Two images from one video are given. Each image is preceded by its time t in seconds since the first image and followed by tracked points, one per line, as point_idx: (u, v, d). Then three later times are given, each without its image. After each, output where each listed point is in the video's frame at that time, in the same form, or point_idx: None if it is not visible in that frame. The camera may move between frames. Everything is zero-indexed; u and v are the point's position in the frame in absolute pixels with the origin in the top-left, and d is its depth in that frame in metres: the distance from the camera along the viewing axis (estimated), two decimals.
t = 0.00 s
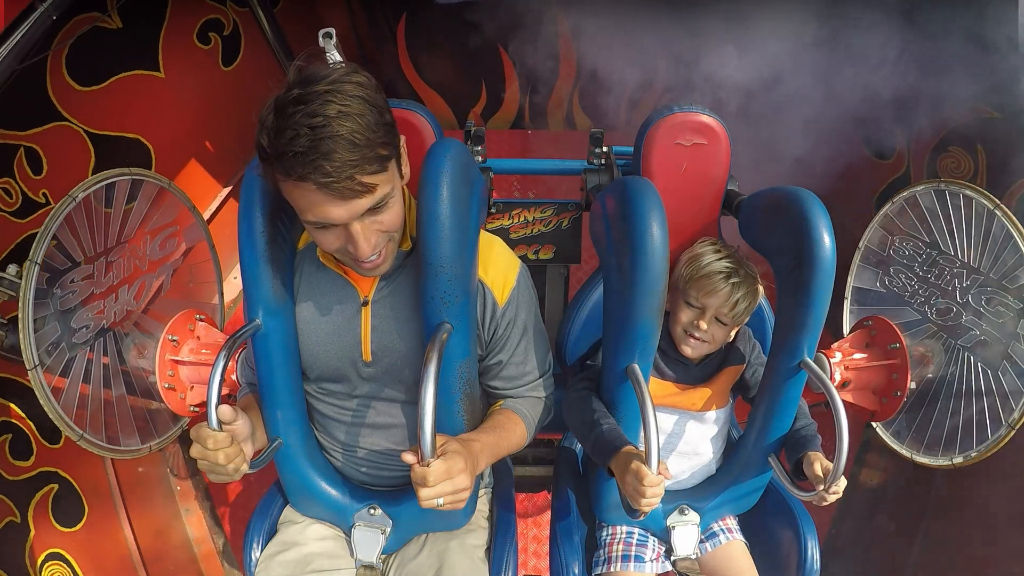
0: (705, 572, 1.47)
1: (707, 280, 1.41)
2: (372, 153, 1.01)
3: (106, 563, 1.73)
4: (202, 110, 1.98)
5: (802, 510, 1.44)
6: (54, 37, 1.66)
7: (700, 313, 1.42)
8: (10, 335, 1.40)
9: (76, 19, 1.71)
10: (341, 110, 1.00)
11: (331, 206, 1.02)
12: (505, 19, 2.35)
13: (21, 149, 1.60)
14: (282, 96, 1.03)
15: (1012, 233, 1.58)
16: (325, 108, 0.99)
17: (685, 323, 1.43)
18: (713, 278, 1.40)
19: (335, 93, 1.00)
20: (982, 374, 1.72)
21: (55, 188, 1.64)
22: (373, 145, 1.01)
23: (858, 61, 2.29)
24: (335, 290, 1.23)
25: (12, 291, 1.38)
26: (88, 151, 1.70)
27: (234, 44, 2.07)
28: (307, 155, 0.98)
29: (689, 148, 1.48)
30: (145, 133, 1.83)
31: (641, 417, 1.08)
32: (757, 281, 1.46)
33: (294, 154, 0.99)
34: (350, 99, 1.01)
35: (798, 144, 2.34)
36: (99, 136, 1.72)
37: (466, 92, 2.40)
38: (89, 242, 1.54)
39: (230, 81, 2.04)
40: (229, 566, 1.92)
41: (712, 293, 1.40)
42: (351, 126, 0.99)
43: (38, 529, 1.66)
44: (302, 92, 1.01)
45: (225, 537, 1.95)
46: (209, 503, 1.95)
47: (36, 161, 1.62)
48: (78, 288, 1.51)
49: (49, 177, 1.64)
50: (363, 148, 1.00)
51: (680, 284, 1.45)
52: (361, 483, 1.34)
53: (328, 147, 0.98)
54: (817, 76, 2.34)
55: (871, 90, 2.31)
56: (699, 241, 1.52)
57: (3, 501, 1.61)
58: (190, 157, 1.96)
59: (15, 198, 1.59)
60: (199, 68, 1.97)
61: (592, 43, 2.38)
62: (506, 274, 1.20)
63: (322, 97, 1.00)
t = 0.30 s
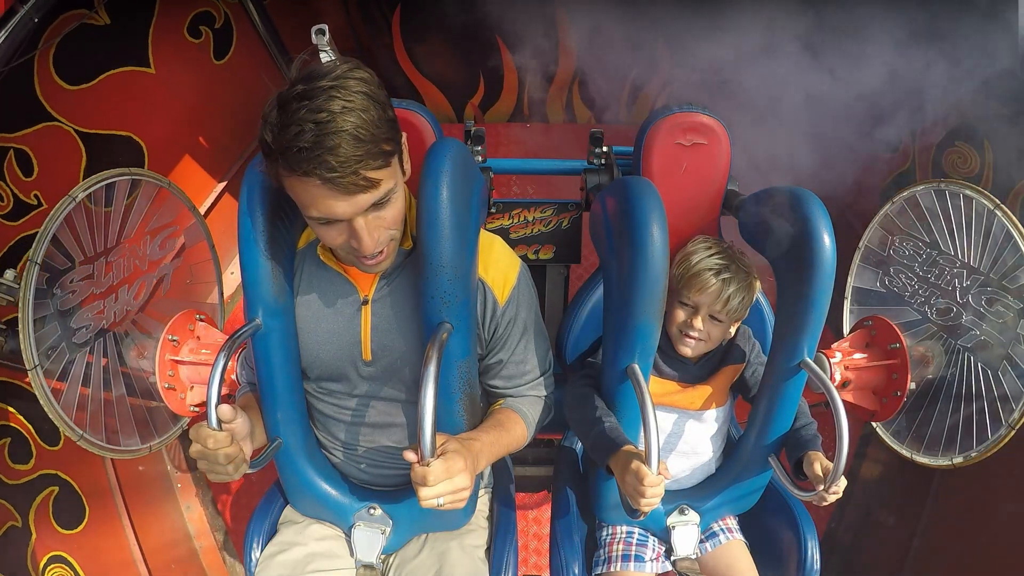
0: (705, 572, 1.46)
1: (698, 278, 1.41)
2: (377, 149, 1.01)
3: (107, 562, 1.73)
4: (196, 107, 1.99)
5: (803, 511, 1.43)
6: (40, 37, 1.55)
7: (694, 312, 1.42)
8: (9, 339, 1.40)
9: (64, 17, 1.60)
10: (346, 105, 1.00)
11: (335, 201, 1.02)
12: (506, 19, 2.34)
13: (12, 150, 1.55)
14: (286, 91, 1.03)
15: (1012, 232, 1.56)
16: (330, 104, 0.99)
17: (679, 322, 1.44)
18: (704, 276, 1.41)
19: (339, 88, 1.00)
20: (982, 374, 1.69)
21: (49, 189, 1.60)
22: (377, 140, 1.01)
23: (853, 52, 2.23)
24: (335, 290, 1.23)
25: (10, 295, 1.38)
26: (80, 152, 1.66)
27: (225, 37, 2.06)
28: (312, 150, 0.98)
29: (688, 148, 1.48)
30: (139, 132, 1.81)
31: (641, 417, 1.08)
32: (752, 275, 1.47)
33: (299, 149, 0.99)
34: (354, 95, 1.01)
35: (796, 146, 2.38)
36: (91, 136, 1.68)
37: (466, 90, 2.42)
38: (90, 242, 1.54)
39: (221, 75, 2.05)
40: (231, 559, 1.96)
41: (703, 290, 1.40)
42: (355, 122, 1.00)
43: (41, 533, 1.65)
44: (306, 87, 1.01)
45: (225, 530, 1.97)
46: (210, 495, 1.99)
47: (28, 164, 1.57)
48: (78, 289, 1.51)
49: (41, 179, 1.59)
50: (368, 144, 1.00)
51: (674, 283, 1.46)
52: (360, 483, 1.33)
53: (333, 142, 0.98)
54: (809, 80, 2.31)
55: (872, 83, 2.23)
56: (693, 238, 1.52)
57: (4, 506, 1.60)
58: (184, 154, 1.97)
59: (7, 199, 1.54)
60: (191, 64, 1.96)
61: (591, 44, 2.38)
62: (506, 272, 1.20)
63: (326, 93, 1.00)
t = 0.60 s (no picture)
0: (705, 572, 1.46)
1: (697, 278, 1.42)
2: (377, 154, 1.01)
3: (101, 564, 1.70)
4: (202, 110, 1.99)
5: (803, 511, 1.43)
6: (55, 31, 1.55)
7: (693, 313, 1.43)
8: (9, 333, 1.39)
9: (76, 15, 1.61)
10: (345, 111, 1.00)
11: (337, 208, 1.02)
12: (506, 18, 2.34)
13: (19, 143, 1.52)
14: (284, 99, 1.02)
15: (1012, 232, 1.58)
16: (329, 111, 0.99)
17: (677, 322, 1.44)
18: (703, 277, 1.41)
19: (337, 94, 1.00)
20: (982, 374, 1.70)
21: (54, 184, 1.58)
22: (377, 145, 1.01)
23: (847, 49, 2.20)
24: (334, 290, 1.23)
25: (12, 290, 1.36)
26: (85, 148, 1.64)
27: (233, 41, 2.07)
28: (313, 159, 0.98)
29: (689, 149, 1.48)
30: (145, 130, 1.82)
31: (642, 418, 1.08)
32: (752, 276, 1.46)
33: (300, 158, 0.99)
34: (353, 100, 1.01)
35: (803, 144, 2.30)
36: (98, 134, 1.68)
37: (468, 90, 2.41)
38: (90, 242, 1.54)
39: (230, 79, 2.06)
40: (226, 568, 1.94)
41: (702, 291, 1.41)
42: (355, 128, 0.99)
43: (31, 528, 1.60)
44: (305, 94, 1.00)
45: (224, 540, 1.97)
46: (208, 511, 1.98)
47: (35, 157, 1.54)
48: (78, 288, 1.51)
49: (47, 173, 1.57)
50: (368, 150, 1.00)
51: (672, 284, 1.46)
52: (361, 483, 1.33)
53: (334, 150, 0.98)
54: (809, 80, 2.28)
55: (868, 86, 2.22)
56: (694, 238, 1.53)
57: None
58: (190, 155, 1.97)
59: (12, 192, 1.51)
60: (199, 67, 1.97)
61: (592, 43, 2.37)
62: (506, 273, 1.20)
63: (324, 99, 1.00)
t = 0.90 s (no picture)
0: (705, 572, 1.47)
1: (692, 277, 1.42)
2: (361, 176, 1.01)
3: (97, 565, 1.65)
4: (204, 111, 1.99)
5: (803, 511, 1.44)
6: (60, 30, 1.47)
7: (687, 312, 1.42)
8: (10, 329, 1.34)
9: (83, 11, 1.53)
10: (335, 128, 1.00)
11: (315, 221, 1.02)
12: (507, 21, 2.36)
13: (20, 139, 1.46)
14: (283, 103, 1.03)
15: (1012, 232, 1.58)
16: (319, 125, 0.99)
17: (672, 322, 1.44)
18: (698, 275, 1.42)
19: (332, 109, 1.00)
20: (982, 374, 1.68)
21: (55, 182, 1.51)
22: (363, 166, 1.00)
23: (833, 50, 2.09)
24: (335, 290, 1.24)
25: (13, 287, 1.35)
26: (87, 143, 1.60)
27: (235, 42, 2.06)
28: (294, 171, 0.99)
29: (689, 149, 1.48)
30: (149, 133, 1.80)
31: (642, 418, 1.08)
32: (746, 277, 1.47)
33: (283, 167, 1.00)
34: (346, 117, 1.01)
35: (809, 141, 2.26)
36: (101, 132, 1.64)
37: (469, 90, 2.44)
38: (90, 242, 1.53)
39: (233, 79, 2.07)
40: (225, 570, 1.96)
41: (697, 289, 1.41)
42: (342, 146, 0.99)
43: (27, 527, 1.52)
44: (301, 103, 1.01)
45: (223, 543, 1.99)
46: (208, 515, 1.99)
47: (37, 155, 1.49)
48: (78, 288, 1.51)
49: (48, 170, 1.51)
50: (351, 170, 0.99)
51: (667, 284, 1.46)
52: (361, 483, 1.33)
53: (315, 166, 0.98)
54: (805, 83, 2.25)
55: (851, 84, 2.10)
56: (693, 238, 1.53)
57: None
58: (191, 155, 1.97)
59: (13, 188, 1.44)
60: (203, 67, 1.97)
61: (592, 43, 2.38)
62: (506, 274, 1.20)
63: (318, 112, 1.00)
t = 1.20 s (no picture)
0: (705, 572, 1.46)
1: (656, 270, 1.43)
2: (350, 180, 1.01)
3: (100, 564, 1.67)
4: (194, 104, 1.97)
5: (803, 511, 1.44)
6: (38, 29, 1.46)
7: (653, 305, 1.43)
8: (10, 337, 1.38)
9: (64, 9, 1.52)
10: (330, 129, 1.00)
11: (299, 216, 1.04)
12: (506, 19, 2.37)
13: (8, 143, 1.44)
14: (288, 95, 1.05)
15: (1012, 232, 1.55)
16: (314, 123, 1.00)
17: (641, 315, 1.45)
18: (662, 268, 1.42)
19: (330, 109, 1.01)
20: (982, 374, 1.68)
21: (45, 184, 1.49)
22: (352, 170, 1.01)
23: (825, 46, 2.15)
24: (334, 289, 1.23)
25: (11, 294, 1.37)
26: (76, 145, 1.57)
27: (224, 34, 2.06)
28: (284, 166, 1.00)
29: (689, 149, 1.48)
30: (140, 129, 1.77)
31: (642, 418, 1.08)
32: (726, 270, 1.43)
33: (274, 160, 1.01)
34: (342, 119, 1.01)
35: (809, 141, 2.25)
36: (89, 131, 1.60)
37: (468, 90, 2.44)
38: (90, 242, 1.53)
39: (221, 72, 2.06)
40: (226, 562, 2.02)
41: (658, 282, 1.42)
42: (333, 147, 1.00)
43: (32, 531, 1.54)
44: (302, 98, 1.02)
45: (224, 536, 2.03)
46: (211, 499, 2.03)
47: (24, 157, 1.46)
48: (79, 288, 1.50)
49: (38, 173, 1.48)
50: (339, 172, 1.00)
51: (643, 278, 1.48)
52: (361, 483, 1.33)
53: (304, 163, 0.99)
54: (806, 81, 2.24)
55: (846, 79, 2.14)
56: (684, 234, 1.52)
57: None
58: (184, 150, 1.95)
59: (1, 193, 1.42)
60: (191, 60, 1.95)
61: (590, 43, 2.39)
62: (507, 274, 1.20)
63: (316, 110, 1.01)
